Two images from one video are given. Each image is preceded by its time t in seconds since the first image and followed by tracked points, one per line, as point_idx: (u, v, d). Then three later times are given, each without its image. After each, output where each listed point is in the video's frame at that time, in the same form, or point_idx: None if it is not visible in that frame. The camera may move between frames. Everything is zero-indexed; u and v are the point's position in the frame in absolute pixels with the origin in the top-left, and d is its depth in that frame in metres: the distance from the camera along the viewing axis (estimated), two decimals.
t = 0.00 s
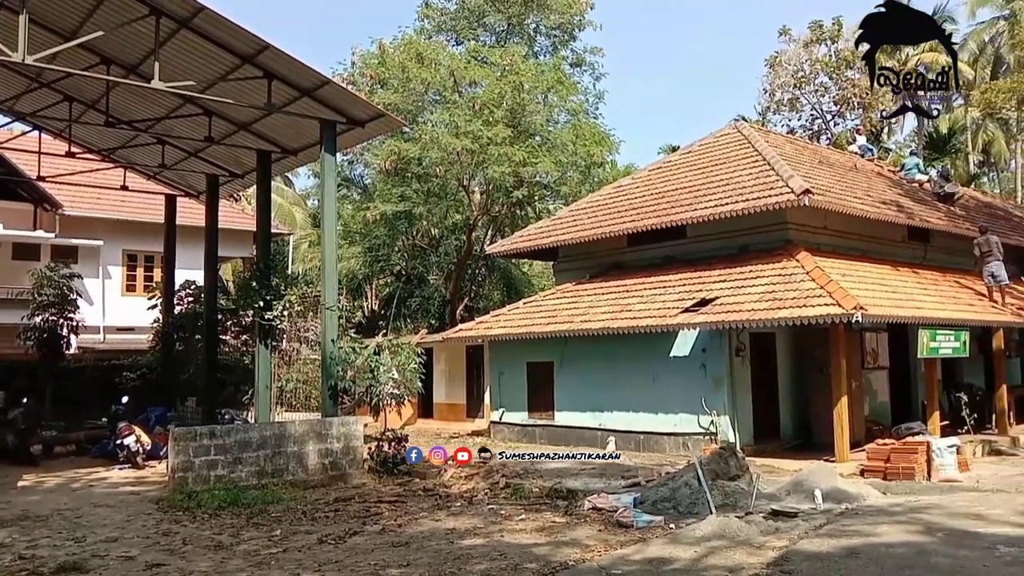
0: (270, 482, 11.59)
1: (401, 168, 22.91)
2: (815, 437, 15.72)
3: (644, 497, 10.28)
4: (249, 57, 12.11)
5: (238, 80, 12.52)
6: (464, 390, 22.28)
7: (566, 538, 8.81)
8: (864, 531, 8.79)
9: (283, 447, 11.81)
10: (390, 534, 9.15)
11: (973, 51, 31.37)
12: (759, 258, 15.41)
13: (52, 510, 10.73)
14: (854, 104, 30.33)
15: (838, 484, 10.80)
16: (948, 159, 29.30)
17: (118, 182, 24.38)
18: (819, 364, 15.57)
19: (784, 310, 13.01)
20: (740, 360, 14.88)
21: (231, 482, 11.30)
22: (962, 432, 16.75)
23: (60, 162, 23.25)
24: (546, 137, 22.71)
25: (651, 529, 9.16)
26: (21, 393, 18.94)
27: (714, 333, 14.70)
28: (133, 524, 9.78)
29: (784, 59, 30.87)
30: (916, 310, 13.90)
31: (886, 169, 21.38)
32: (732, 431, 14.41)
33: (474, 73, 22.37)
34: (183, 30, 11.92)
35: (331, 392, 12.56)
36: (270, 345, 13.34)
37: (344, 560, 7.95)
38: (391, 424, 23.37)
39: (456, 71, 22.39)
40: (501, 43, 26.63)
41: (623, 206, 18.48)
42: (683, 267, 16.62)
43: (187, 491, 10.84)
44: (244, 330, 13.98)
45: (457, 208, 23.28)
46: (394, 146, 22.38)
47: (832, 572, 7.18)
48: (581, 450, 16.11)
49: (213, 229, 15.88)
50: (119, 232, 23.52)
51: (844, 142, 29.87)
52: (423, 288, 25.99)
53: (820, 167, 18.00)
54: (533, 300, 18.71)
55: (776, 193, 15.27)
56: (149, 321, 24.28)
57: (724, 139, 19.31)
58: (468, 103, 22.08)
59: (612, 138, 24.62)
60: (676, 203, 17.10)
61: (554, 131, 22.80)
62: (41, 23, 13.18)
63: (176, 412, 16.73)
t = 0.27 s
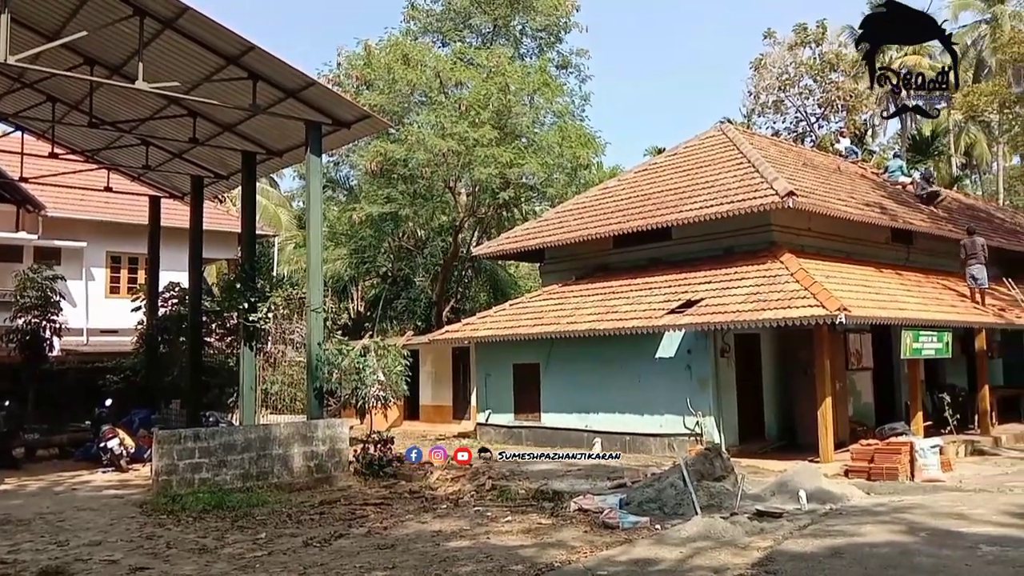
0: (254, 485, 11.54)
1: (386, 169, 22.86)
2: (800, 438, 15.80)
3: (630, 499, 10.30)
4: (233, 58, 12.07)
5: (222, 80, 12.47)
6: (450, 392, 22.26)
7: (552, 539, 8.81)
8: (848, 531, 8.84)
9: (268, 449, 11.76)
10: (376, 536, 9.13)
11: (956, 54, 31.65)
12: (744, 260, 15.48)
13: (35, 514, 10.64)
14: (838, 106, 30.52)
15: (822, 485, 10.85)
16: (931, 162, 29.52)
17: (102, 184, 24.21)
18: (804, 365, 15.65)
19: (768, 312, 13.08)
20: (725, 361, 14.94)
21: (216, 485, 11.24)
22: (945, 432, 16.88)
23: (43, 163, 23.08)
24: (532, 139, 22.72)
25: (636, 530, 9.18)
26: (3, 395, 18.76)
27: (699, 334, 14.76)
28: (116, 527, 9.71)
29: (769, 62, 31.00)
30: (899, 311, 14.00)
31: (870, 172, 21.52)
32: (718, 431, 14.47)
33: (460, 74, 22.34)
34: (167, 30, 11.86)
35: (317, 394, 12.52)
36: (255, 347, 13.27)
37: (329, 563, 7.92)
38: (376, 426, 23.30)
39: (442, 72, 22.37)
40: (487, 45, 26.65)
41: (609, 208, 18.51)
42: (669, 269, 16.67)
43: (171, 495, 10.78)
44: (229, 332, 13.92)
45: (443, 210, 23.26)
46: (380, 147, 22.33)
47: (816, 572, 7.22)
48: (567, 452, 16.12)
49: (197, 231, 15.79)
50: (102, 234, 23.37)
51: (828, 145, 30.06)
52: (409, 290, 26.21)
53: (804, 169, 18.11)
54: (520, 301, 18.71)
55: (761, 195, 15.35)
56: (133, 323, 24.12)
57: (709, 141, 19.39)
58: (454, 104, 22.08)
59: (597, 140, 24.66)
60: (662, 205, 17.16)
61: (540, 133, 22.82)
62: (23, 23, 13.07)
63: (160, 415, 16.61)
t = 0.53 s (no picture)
0: (234, 489, 11.46)
1: (368, 172, 22.79)
2: (779, 441, 15.90)
3: (611, 502, 10.32)
4: (214, 60, 12.02)
5: (203, 83, 12.41)
6: (431, 396, 22.21)
7: (533, 543, 8.82)
8: (827, 534, 8.90)
9: (248, 454, 11.70)
10: (357, 541, 9.10)
11: (934, 61, 32.02)
12: (724, 264, 15.57)
13: (11, 520, 10.52)
14: (818, 112, 30.78)
15: (802, 487, 10.91)
16: (910, 167, 29.82)
17: (80, 186, 23.99)
18: (783, 368, 15.76)
19: (749, 316, 13.16)
20: (706, 365, 15.01)
21: (195, 490, 11.16)
22: (923, 435, 17.03)
23: (20, 165, 22.84)
24: (514, 143, 22.75)
25: (618, 533, 9.20)
26: None
27: (680, 338, 14.82)
28: (94, 532, 9.62)
29: (750, 68, 31.20)
30: (878, 315, 14.12)
31: (849, 177, 21.70)
32: (698, 435, 14.54)
33: (442, 77, 22.27)
34: (147, 32, 11.80)
35: (298, 398, 12.46)
36: (235, 351, 13.17)
37: (309, 568, 7.88)
38: (358, 430, 23.21)
39: (424, 75, 22.32)
40: (469, 49, 26.67)
41: (591, 212, 18.56)
42: (650, 273, 16.74)
43: (150, 499, 10.69)
44: (209, 335, 13.83)
45: (426, 213, 23.23)
46: (362, 149, 22.28)
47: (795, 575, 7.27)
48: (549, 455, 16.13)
49: (177, 234, 15.68)
50: (81, 236, 23.16)
51: (808, 150, 30.31)
52: (391, 293, 26.18)
53: (784, 175, 18.24)
54: (502, 305, 18.71)
55: (742, 199, 15.44)
56: (111, 326, 23.90)
57: (690, 146, 19.50)
58: (436, 108, 22.07)
59: (580, 144, 24.73)
60: (643, 210, 17.23)
61: (523, 137, 22.84)
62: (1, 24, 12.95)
63: (139, 419, 16.47)
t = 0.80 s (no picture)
0: (220, 488, 11.41)
1: (356, 170, 22.73)
2: (766, 439, 15.95)
3: (599, 500, 10.34)
4: (200, 57, 11.96)
5: (189, 80, 12.34)
6: (419, 395, 22.19)
7: (521, 542, 8.82)
8: (813, 532, 8.94)
9: (234, 453, 11.64)
10: (344, 540, 9.07)
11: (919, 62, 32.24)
12: (711, 263, 15.62)
13: None
14: (805, 112, 30.92)
15: (788, 486, 10.97)
16: (896, 167, 30.01)
17: (65, 183, 23.81)
18: (769, 367, 15.82)
19: (735, 315, 13.21)
20: (693, 364, 15.05)
21: (181, 489, 11.10)
22: (908, 434, 17.14)
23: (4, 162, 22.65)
24: (502, 142, 22.73)
25: (605, 532, 9.21)
26: None
27: (667, 337, 14.86)
28: (79, 532, 9.55)
29: (737, 67, 31.32)
30: (864, 315, 14.19)
31: (836, 177, 21.79)
32: (685, 433, 14.58)
33: (430, 76, 22.40)
34: (133, 29, 11.72)
35: (284, 397, 12.42)
36: (221, 350, 13.13)
37: (296, 567, 7.86)
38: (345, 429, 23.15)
39: (412, 73, 22.35)
40: (457, 47, 26.64)
41: (579, 211, 18.58)
42: (637, 272, 16.77)
43: (135, 499, 10.63)
44: (195, 334, 13.76)
45: (414, 211, 23.19)
46: (349, 147, 22.23)
47: (781, 573, 7.30)
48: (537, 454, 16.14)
49: (163, 231, 15.59)
50: (65, 234, 22.99)
51: (794, 150, 30.46)
52: (378, 292, 26.19)
53: (771, 174, 18.31)
54: (490, 304, 18.71)
55: (729, 199, 15.49)
56: (96, 325, 23.74)
57: (677, 146, 19.55)
58: (424, 106, 22.04)
59: (568, 143, 24.74)
60: (631, 209, 17.26)
61: (511, 136, 22.84)
62: None
63: (124, 417, 16.37)
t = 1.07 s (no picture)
0: (210, 487, 11.37)
1: (346, 167, 22.66)
2: (755, 436, 15.99)
3: (590, 497, 10.36)
4: (189, 53, 11.90)
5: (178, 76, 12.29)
6: (410, 392, 22.18)
7: (511, 539, 8.82)
8: (803, 527, 8.98)
9: (223, 451, 11.61)
10: (335, 538, 9.05)
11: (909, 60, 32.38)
12: (701, 260, 15.65)
13: None
14: (794, 109, 31.01)
15: (777, 482, 11.01)
16: (885, 164, 30.12)
17: (53, 180, 23.66)
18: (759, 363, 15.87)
19: (726, 311, 13.24)
20: (683, 360, 15.09)
21: (171, 488, 11.06)
22: (897, 430, 17.21)
23: None
24: (493, 139, 22.70)
25: (595, 529, 9.22)
26: None
27: (658, 334, 14.88)
28: (68, 531, 9.50)
29: (727, 64, 31.36)
30: (853, 311, 14.24)
31: (826, 174, 21.85)
32: (675, 430, 14.62)
33: (420, 73, 22.45)
34: (121, 25, 11.65)
35: (274, 394, 12.39)
36: (211, 347, 13.09)
37: (286, 566, 7.84)
38: (336, 427, 23.11)
39: (402, 70, 22.32)
40: (448, 44, 26.60)
41: (570, 208, 18.58)
42: (628, 269, 16.79)
43: (125, 497, 10.59)
44: (185, 332, 13.70)
45: (404, 208, 23.13)
46: (339, 144, 22.18)
47: (770, 569, 7.32)
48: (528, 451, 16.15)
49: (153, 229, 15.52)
50: (54, 232, 22.85)
51: (784, 147, 30.55)
52: (369, 289, 26.18)
53: (761, 171, 18.35)
54: (480, 301, 18.69)
55: (719, 196, 15.52)
56: (85, 323, 23.61)
57: (667, 143, 19.57)
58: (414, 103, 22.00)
59: (559, 140, 24.73)
60: (622, 206, 17.27)
61: (502, 133, 22.81)
62: None
63: (113, 416, 16.29)
